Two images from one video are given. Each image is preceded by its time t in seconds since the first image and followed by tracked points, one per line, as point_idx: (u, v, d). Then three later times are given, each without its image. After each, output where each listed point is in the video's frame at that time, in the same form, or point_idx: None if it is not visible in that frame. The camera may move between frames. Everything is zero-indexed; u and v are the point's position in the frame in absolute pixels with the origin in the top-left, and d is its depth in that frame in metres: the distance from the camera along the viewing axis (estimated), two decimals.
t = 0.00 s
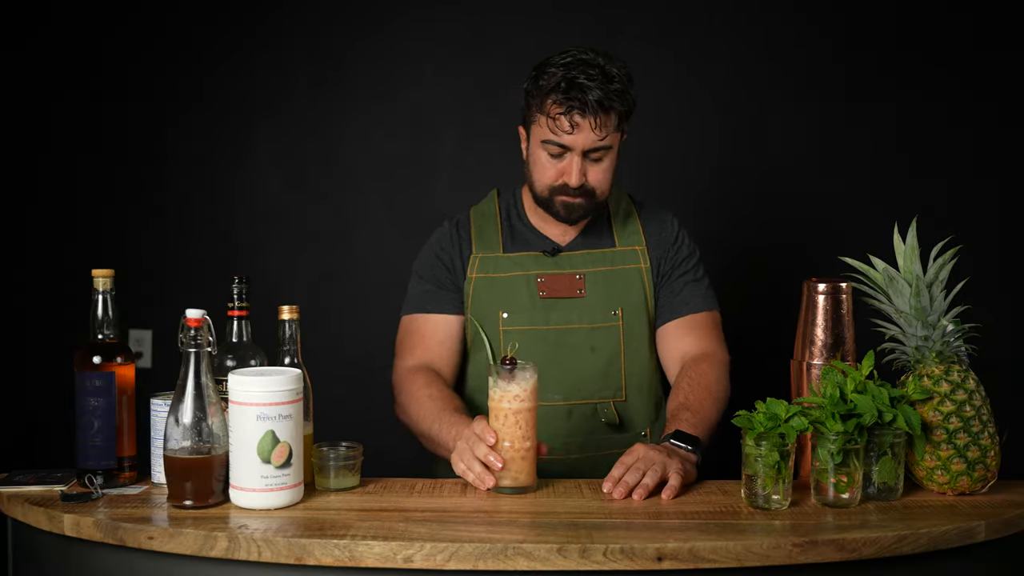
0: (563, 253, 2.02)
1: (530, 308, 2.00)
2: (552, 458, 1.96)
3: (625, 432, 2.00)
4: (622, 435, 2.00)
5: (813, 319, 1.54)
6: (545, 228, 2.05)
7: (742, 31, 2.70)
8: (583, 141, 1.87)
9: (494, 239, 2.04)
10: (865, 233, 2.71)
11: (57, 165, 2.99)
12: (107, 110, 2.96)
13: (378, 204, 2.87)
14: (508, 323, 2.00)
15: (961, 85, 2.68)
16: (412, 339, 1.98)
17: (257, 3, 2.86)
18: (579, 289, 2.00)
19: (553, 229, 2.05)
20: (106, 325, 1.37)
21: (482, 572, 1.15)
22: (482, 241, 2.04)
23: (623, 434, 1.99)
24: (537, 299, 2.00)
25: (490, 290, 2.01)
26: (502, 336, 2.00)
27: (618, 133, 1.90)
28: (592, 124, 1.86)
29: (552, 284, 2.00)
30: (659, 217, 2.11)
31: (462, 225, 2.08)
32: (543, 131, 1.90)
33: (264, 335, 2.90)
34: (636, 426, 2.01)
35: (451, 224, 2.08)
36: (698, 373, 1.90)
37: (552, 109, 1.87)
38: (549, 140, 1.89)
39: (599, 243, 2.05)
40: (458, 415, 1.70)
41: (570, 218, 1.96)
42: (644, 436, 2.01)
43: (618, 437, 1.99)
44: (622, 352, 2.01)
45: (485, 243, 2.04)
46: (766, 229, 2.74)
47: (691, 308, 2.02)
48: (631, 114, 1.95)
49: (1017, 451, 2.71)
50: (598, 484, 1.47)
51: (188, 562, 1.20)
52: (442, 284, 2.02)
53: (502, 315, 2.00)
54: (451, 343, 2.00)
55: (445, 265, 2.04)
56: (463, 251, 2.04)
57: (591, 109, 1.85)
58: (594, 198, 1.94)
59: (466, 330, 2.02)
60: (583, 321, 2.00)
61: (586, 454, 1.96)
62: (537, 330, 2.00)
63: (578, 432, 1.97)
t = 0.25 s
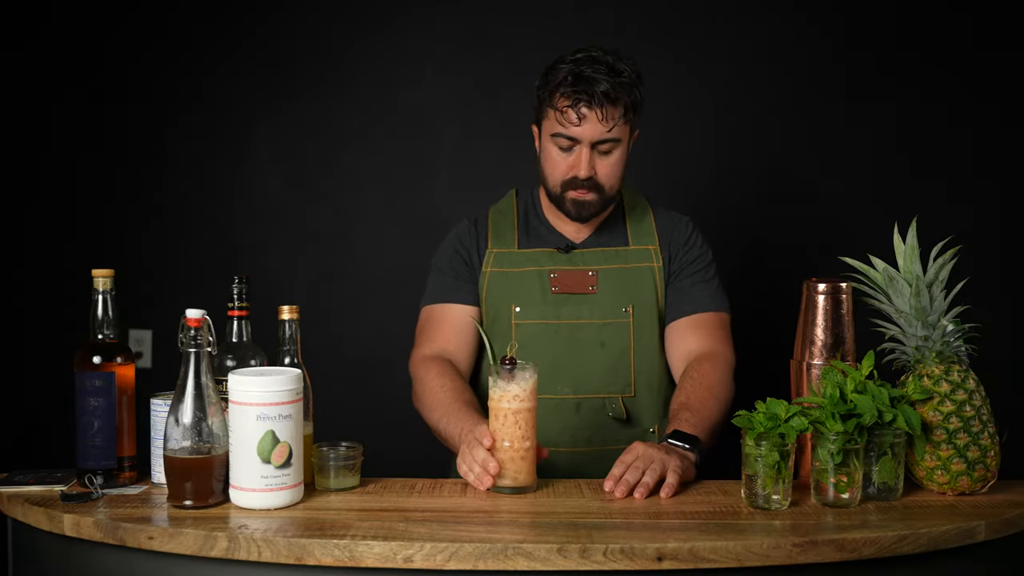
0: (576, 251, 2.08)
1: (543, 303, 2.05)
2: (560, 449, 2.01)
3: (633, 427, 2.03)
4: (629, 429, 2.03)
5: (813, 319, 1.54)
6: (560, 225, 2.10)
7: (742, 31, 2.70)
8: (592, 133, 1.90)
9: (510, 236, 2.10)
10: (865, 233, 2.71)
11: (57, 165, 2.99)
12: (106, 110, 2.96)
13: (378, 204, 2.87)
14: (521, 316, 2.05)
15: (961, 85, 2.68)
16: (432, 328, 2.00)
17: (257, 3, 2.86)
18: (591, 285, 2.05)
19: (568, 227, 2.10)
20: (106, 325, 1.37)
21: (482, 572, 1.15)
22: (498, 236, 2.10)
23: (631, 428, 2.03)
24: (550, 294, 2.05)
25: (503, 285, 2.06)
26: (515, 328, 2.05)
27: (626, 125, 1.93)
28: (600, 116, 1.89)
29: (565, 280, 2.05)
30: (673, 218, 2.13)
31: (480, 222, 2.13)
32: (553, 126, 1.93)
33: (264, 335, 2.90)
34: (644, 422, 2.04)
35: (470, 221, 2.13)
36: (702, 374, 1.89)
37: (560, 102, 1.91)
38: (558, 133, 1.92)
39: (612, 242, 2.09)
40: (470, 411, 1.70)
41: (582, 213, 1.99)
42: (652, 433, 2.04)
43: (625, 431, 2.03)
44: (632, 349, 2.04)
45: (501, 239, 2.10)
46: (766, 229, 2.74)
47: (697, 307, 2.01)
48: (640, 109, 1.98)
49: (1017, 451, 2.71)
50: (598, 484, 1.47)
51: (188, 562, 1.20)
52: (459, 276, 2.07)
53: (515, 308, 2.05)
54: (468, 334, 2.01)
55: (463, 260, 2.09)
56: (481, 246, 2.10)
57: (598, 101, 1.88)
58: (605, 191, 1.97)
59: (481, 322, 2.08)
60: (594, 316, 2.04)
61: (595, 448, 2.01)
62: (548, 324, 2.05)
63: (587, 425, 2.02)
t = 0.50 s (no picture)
0: (588, 251, 2.12)
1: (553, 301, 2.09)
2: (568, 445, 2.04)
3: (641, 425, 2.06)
4: (636, 427, 2.05)
5: (814, 319, 1.54)
6: (576, 223, 2.16)
7: (742, 30, 2.70)
8: (602, 128, 1.97)
9: (523, 235, 2.16)
10: (866, 233, 2.71)
11: (57, 165, 2.99)
12: (106, 110, 2.96)
13: (378, 204, 2.87)
14: (532, 313, 2.10)
15: (961, 85, 2.68)
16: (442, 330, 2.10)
17: (257, 3, 2.86)
18: (602, 284, 2.08)
19: (582, 225, 2.15)
20: (106, 325, 1.37)
21: (482, 572, 1.15)
22: (512, 236, 2.16)
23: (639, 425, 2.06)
24: (560, 292, 2.09)
25: (515, 282, 2.11)
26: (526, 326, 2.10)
27: (634, 117, 1.99)
28: (608, 110, 1.96)
29: (576, 278, 2.09)
30: (689, 220, 2.16)
31: (496, 222, 2.20)
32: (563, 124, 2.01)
33: (264, 335, 2.90)
34: (652, 420, 2.06)
35: (486, 220, 2.22)
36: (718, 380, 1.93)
37: (568, 100, 1.98)
38: (569, 131, 1.99)
39: (625, 242, 2.13)
40: (477, 407, 1.85)
41: (599, 208, 2.06)
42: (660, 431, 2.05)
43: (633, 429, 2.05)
44: (642, 349, 2.07)
45: (516, 238, 2.16)
46: (766, 229, 2.74)
47: (714, 317, 2.05)
48: (647, 100, 2.04)
49: (1017, 451, 2.71)
50: (598, 484, 1.47)
51: (188, 562, 1.20)
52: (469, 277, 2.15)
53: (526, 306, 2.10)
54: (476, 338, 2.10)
55: (474, 260, 2.16)
56: (493, 248, 2.17)
57: (605, 96, 1.95)
58: (620, 184, 2.03)
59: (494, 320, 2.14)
60: (603, 314, 2.07)
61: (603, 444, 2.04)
62: (559, 322, 2.09)
63: (594, 422, 2.05)
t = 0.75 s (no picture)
0: (603, 250, 2.21)
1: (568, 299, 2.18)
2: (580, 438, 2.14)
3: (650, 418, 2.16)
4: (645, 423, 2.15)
5: (813, 319, 1.54)
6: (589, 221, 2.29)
7: (742, 30, 2.70)
8: (602, 124, 2.23)
9: (540, 234, 2.30)
10: (866, 233, 2.71)
11: (56, 165, 2.99)
12: (106, 110, 2.96)
13: (378, 203, 2.87)
14: (547, 311, 2.20)
15: (961, 85, 2.68)
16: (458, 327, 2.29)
17: (257, 3, 2.86)
18: (615, 284, 2.17)
19: (594, 224, 2.29)
20: (106, 325, 1.37)
21: (482, 571, 1.15)
22: (529, 237, 2.30)
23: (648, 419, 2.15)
24: (575, 291, 2.19)
25: (532, 281, 2.23)
26: (541, 323, 2.20)
27: (635, 117, 2.24)
28: (607, 109, 2.23)
29: (590, 278, 2.18)
30: (703, 223, 2.25)
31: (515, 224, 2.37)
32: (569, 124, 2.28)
33: (264, 335, 2.90)
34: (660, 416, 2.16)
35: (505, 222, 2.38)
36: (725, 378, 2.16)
37: (572, 99, 2.25)
38: (573, 127, 2.26)
39: (638, 243, 2.23)
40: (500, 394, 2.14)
41: (602, 201, 2.26)
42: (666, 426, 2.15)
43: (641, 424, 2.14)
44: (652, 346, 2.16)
45: (532, 238, 2.30)
46: (766, 229, 2.74)
47: (727, 322, 2.19)
48: (651, 103, 2.28)
49: (1017, 451, 2.71)
50: (598, 484, 1.47)
51: (188, 562, 1.20)
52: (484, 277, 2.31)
53: (541, 304, 2.20)
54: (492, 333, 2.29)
55: (490, 261, 2.33)
56: (508, 248, 2.31)
57: (604, 96, 2.22)
58: (621, 178, 2.25)
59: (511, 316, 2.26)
60: (616, 313, 2.16)
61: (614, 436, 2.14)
62: (573, 320, 2.18)
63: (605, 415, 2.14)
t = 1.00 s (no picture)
0: (616, 250, 2.11)
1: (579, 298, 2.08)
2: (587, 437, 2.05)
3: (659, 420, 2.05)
4: (655, 423, 2.05)
5: (814, 319, 1.54)
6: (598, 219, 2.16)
7: (742, 30, 2.70)
8: (618, 125, 2.02)
9: (553, 232, 2.15)
10: (866, 233, 2.71)
11: (56, 165, 2.99)
12: (106, 110, 2.96)
13: (378, 203, 2.87)
14: (559, 309, 2.11)
15: (961, 85, 2.68)
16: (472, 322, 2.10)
17: (257, 3, 2.86)
18: (628, 283, 2.08)
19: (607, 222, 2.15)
20: (106, 325, 1.37)
21: (482, 572, 1.15)
22: (542, 234, 2.16)
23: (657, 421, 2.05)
24: (587, 289, 2.10)
25: (544, 280, 2.12)
26: (552, 321, 2.11)
27: (652, 118, 2.03)
28: (624, 108, 2.01)
29: (603, 277, 2.09)
30: (714, 224, 2.15)
31: (525, 220, 2.19)
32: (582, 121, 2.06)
33: (264, 334, 2.90)
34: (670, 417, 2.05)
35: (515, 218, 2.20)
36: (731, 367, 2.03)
37: (587, 97, 2.03)
38: (588, 126, 2.04)
39: (651, 243, 2.13)
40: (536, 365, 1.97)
41: (614, 206, 2.06)
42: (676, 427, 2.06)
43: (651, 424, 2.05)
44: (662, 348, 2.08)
45: (545, 237, 2.15)
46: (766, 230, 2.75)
47: (737, 322, 2.07)
48: (667, 104, 2.07)
49: (1017, 450, 2.71)
50: (598, 484, 1.47)
51: (188, 562, 1.20)
52: (500, 271, 2.14)
53: (553, 302, 2.11)
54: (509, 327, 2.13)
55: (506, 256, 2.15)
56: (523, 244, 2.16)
57: (622, 94, 2.01)
58: (635, 182, 2.05)
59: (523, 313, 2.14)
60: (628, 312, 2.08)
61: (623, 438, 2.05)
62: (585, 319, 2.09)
63: (614, 417, 2.04)
